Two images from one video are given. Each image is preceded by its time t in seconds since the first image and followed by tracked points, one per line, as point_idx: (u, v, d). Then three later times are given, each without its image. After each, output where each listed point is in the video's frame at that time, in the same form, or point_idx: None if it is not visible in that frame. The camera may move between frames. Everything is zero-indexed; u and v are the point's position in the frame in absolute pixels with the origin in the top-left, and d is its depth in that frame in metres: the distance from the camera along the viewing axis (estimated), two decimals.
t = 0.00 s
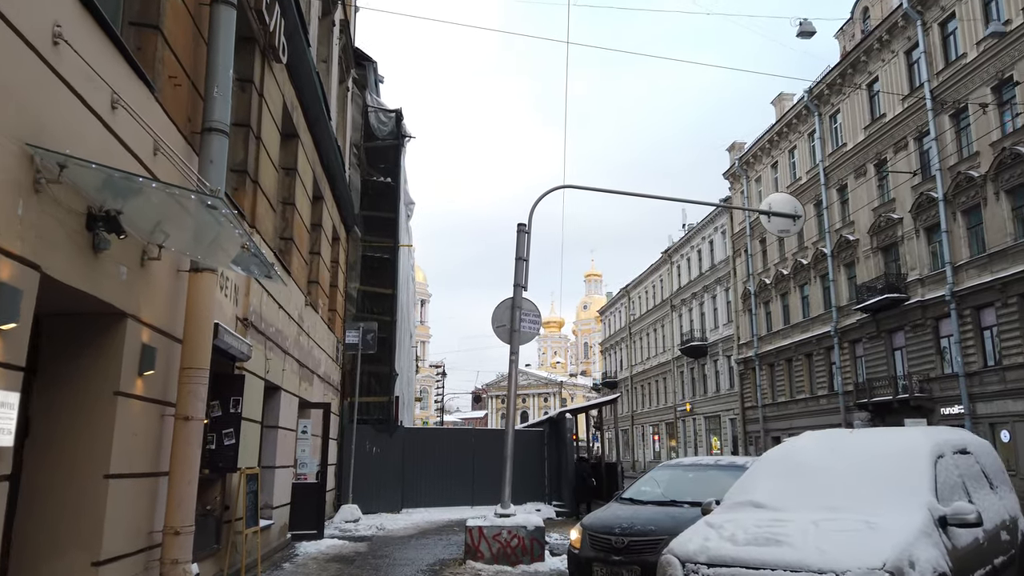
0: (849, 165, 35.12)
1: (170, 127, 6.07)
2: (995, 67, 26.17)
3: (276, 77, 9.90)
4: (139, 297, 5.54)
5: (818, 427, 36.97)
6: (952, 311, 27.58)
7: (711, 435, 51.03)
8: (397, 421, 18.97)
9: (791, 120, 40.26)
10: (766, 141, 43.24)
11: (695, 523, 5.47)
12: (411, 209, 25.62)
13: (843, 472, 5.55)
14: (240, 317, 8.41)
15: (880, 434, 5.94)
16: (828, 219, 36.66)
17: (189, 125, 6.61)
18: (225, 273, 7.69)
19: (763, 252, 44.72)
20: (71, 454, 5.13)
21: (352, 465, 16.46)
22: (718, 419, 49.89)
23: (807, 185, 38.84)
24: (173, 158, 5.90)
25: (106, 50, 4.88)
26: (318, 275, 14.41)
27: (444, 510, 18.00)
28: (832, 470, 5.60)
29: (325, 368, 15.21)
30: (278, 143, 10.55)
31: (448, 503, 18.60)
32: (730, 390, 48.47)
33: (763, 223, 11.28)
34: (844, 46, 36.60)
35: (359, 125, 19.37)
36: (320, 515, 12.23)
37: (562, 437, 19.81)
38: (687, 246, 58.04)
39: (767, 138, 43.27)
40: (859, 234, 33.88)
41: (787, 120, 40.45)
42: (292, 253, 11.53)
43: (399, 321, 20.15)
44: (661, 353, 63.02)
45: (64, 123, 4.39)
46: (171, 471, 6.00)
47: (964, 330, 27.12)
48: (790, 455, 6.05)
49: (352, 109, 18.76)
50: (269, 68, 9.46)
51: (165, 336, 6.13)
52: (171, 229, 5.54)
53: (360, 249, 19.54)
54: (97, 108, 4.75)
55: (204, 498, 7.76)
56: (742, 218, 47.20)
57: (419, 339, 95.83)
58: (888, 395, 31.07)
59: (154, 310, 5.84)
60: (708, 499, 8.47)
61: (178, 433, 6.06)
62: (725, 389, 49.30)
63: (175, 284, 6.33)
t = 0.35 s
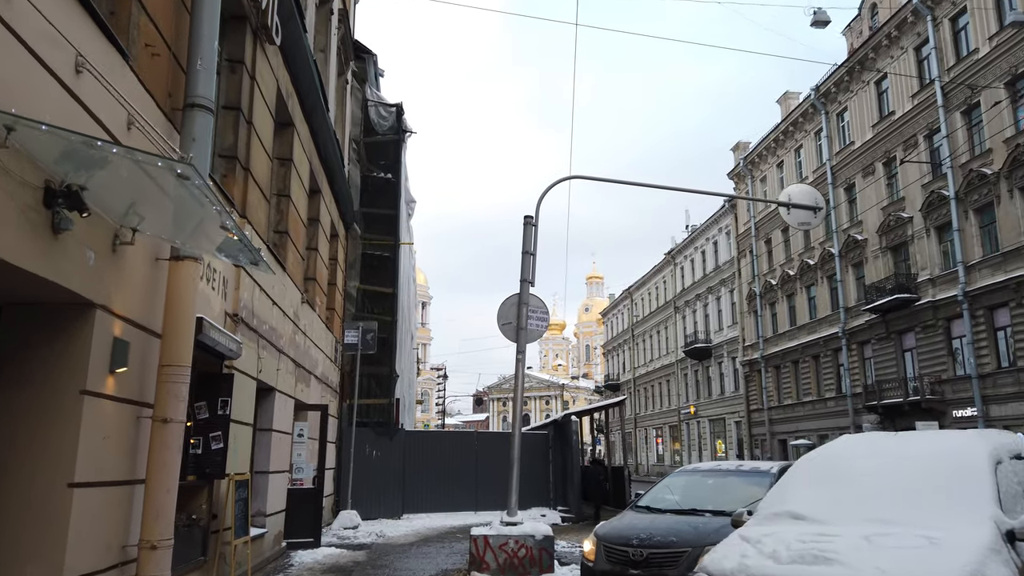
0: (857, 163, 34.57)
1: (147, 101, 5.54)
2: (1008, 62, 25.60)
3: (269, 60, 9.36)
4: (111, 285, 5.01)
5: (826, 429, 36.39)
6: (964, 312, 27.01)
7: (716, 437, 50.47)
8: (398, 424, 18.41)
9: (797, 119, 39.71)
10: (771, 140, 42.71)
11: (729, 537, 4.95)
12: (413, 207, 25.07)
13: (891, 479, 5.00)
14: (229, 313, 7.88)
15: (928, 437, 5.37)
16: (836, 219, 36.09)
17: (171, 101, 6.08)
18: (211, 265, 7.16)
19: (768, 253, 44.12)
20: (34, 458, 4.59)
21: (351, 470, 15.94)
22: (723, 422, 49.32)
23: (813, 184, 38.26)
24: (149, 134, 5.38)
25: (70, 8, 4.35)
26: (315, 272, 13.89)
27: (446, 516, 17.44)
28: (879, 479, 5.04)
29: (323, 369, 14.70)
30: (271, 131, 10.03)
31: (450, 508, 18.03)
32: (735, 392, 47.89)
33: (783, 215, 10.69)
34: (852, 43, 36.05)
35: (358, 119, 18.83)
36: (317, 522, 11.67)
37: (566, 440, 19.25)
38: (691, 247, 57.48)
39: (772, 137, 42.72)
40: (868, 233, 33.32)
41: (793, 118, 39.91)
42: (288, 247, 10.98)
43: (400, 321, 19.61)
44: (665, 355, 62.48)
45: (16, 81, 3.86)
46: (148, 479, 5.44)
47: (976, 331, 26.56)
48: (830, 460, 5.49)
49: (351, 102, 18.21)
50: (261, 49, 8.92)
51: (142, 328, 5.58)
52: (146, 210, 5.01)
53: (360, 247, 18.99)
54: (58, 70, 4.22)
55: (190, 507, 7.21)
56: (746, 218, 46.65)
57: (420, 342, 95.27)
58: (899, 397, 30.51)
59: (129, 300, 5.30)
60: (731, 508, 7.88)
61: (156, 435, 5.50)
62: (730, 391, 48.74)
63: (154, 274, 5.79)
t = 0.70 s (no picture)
0: (865, 159, 34.01)
1: (120, 62, 5.03)
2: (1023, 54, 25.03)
3: (261, 36, 8.84)
4: (77, 262, 4.50)
5: (833, 429, 35.83)
6: (977, 309, 26.45)
7: (721, 437, 49.93)
8: (399, 423, 17.88)
9: (804, 115, 39.15)
10: (777, 136, 42.14)
11: (768, 546, 4.45)
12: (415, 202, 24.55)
13: (949, 482, 4.47)
14: (218, 302, 7.38)
15: (986, 435, 4.83)
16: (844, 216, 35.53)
17: (149, 66, 5.57)
18: (196, 250, 6.65)
19: (774, 251, 43.55)
20: None
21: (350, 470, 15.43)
22: (728, 422, 48.77)
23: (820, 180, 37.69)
24: (122, 96, 4.88)
25: None
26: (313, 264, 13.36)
27: (448, 518, 16.90)
28: (934, 482, 4.52)
29: (321, 365, 14.19)
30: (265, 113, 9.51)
31: (453, 510, 17.49)
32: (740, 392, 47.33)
33: (805, 202, 10.16)
34: (860, 38, 35.49)
35: (358, 109, 18.28)
36: (313, 525, 11.14)
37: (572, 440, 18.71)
38: (695, 246, 56.92)
39: (778, 133, 42.16)
40: (877, 230, 32.77)
41: (799, 114, 39.35)
42: (283, 237, 10.45)
43: (401, 318, 19.07)
44: (668, 355, 61.91)
45: None
46: (122, 479, 4.92)
47: (990, 328, 26.01)
48: (877, 461, 4.96)
49: (351, 92, 17.67)
50: (253, 24, 8.40)
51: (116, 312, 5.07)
52: (116, 178, 4.51)
53: (360, 241, 18.46)
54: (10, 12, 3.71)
55: (174, 510, 6.70)
56: (752, 216, 46.09)
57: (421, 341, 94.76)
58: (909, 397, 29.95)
59: (98, 280, 4.78)
60: (756, 512, 7.27)
61: (130, 431, 4.97)
62: (735, 391, 48.18)
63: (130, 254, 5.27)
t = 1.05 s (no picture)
0: (868, 155, 33.53)
1: (75, 10, 4.53)
2: None
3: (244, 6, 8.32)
4: (16, 230, 3.98)
5: (836, 429, 35.37)
6: (983, 306, 25.99)
7: (720, 437, 49.47)
8: (394, 421, 17.36)
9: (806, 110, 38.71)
10: (778, 133, 41.69)
11: (804, 551, 3.97)
12: (410, 196, 23.99)
13: (1007, 478, 3.95)
14: (194, 287, 6.84)
15: None
16: (846, 212, 35.06)
17: (111, 20, 5.06)
18: (169, 228, 6.15)
19: (775, 249, 43.08)
20: None
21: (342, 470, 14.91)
22: (728, 422, 48.31)
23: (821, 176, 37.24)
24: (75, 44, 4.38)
25: None
26: (304, 254, 12.80)
27: (444, 519, 16.37)
28: (991, 478, 3.99)
29: (312, 360, 13.64)
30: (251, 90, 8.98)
31: (449, 511, 16.95)
32: (739, 392, 46.89)
33: (819, 186, 9.67)
34: (863, 32, 35.06)
35: (352, 97, 17.70)
36: (302, 527, 10.60)
37: (572, 439, 18.19)
38: (693, 244, 56.47)
39: (779, 130, 41.71)
40: (880, 227, 32.29)
41: (800, 110, 38.92)
42: (270, 222, 9.90)
43: (396, 313, 18.52)
44: (667, 355, 61.44)
45: None
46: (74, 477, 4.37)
47: (996, 325, 25.57)
48: (922, 455, 4.43)
49: (344, 79, 17.10)
50: None
51: (66, 290, 4.52)
52: (65, 136, 4.03)
53: (354, 233, 17.90)
54: None
55: (144, 512, 6.18)
56: (752, 214, 45.63)
57: (419, 341, 94.32)
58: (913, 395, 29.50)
59: (44, 254, 4.25)
60: (774, 513, 6.62)
61: (84, 422, 4.41)
62: (735, 390, 47.74)
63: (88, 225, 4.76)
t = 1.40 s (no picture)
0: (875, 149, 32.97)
1: None
2: None
3: None
4: None
5: (842, 427, 34.85)
6: (995, 303, 25.45)
7: (724, 436, 48.96)
8: (393, 420, 16.83)
9: (811, 105, 38.15)
10: (782, 128, 41.14)
11: (865, 566, 3.47)
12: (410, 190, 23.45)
13: None
14: (175, 273, 6.31)
15: None
16: (853, 208, 34.51)
17: None
18: (144, 207, 5.62)
19: (779, 246, 42.54)
20: None
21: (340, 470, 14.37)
22: (731, 421, 47.80)
23: (827, 172, 36.69)
24: None
25: None
26: (299, 245, 12.26)
27: (445, 521, 15.85)
28: None
29: (308, 356, 13.11)
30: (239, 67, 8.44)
31: (451, 512, 16.43)
32: (743, 390, 46.36)
33: (844, 171, 9.10)
34: (870, 25, 34.50)
35: (349, 86, 17.14)
36: (296, 530, 10.07)
37: (577, 438, 17.67)
38: (696, 242, 55.93)
39: (783, 125, 41.17)
40: (888, 222, 31.73)
41: (806, 104, 38.35)
42: (261, 209, 9.37)
43: (395, 308, 17.98)
44: (669, 353, 60.91)
45: None
46: (25, 480, 3.82)
47: (1009, 322, 25.02)
48: (993, 453, 3.90)
49: (341, 67, 16.54)
50: None
51: (15, 265, 3.98)
52: (6, 84, 3.48)
53: (352, 226, 17.34)
54: None
55: (118, 517, 5.64)
56: (756, 210, 45.09)
57: (419, 340, 93.82)
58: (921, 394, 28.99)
59: None
60: (807, 517, 6.08)
61: (38, 416, 3.88)
62: (739, 389, 47.21)
63: (40, 196, 4.18)
